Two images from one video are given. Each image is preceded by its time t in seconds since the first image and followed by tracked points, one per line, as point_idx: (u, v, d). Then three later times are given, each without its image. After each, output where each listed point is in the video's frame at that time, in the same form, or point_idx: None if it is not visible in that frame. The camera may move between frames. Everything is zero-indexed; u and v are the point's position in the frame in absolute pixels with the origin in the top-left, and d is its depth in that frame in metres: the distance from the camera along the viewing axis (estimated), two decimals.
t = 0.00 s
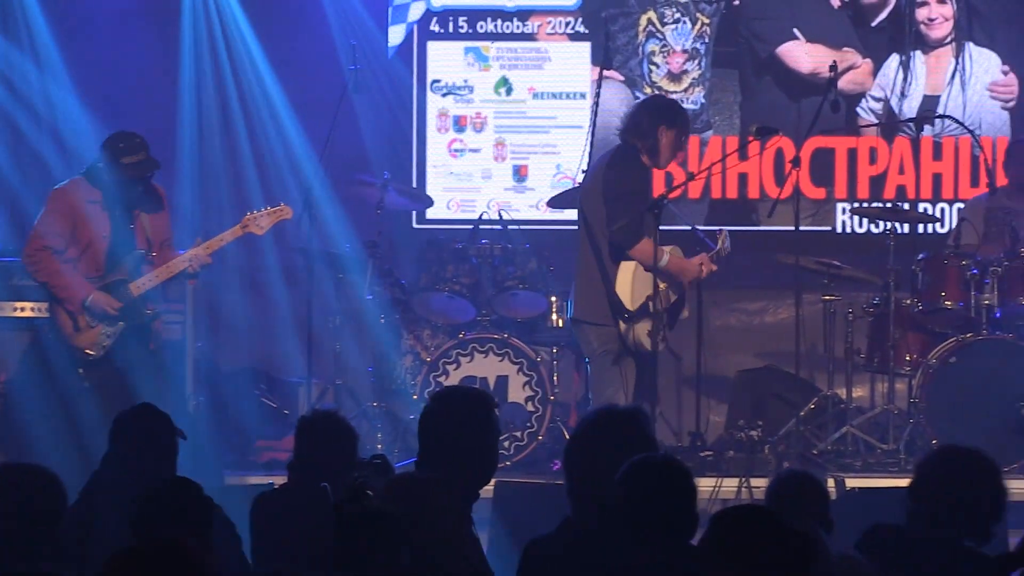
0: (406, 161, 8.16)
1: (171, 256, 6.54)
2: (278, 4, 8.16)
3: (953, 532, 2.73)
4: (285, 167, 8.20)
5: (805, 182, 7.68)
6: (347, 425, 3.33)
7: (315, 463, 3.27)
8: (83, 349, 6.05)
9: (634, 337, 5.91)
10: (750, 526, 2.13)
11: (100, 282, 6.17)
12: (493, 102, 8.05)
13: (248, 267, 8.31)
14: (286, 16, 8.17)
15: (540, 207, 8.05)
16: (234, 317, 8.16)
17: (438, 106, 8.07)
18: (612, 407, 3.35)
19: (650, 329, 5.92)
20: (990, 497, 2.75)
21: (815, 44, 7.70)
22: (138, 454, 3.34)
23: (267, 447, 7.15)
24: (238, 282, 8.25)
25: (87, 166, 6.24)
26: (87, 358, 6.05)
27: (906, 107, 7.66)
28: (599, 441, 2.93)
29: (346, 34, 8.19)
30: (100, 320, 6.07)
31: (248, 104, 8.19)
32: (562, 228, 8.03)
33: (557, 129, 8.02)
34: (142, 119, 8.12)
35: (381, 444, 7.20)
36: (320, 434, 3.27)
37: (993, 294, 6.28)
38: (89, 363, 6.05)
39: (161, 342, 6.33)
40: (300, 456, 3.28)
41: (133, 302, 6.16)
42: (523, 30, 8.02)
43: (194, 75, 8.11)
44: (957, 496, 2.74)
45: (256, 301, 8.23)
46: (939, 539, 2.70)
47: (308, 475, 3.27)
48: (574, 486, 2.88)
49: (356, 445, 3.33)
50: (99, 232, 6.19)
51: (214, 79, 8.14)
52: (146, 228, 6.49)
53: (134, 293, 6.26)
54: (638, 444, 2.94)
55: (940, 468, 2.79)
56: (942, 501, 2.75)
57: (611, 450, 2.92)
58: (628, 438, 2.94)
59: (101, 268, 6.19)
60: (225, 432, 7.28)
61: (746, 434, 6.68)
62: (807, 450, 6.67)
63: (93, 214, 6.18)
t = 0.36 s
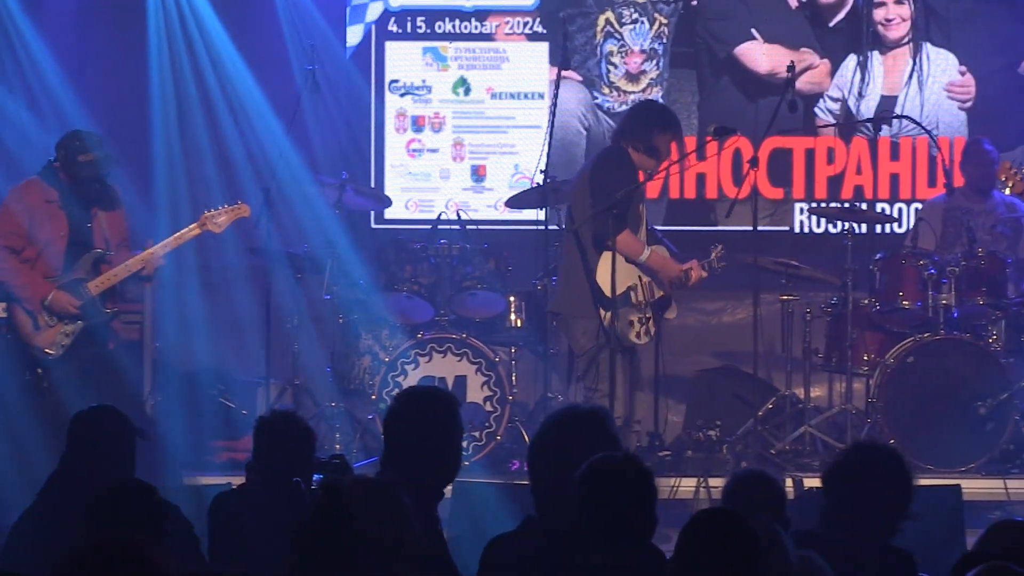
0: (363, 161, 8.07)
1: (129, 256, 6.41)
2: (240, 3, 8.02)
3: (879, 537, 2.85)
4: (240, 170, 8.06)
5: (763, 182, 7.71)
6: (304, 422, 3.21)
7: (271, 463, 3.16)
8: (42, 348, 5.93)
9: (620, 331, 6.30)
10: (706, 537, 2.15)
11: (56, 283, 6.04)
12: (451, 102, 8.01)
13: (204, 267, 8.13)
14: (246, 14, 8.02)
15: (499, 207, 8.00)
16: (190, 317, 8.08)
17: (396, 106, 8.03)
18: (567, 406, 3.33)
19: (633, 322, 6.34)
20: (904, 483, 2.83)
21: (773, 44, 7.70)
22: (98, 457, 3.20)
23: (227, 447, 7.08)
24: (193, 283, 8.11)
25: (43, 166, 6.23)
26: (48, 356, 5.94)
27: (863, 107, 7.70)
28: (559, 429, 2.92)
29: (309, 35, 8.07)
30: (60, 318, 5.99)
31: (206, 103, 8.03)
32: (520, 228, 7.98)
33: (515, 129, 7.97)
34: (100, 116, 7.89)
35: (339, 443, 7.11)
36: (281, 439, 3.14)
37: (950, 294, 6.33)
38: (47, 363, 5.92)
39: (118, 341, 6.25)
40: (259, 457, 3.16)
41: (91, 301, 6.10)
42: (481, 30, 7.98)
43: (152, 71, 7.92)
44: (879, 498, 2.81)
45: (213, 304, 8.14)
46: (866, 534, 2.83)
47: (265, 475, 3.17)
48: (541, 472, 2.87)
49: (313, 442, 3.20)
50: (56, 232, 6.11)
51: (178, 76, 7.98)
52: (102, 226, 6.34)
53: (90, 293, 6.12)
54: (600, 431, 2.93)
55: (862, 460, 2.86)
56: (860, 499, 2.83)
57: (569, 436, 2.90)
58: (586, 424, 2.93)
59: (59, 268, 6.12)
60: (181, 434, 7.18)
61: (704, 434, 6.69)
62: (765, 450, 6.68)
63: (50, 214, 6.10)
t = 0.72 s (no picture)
0: (327, 162, 7.99)
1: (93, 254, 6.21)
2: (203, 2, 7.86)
3: (837, 537, 2.88)
4: (200, 172, 7.95)
5: (727, 182, 7.72)
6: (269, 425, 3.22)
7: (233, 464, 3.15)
8: (6, 348, 5.89)
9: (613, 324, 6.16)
10: (680, 539, 2.12)
11: (21, 282, 5.98)
12: (416, 102, 7.95)
13: (165, 267, 8.01)
14: (211, 14, 7.88)
15: (463, 207, 7.95)
16: (149, 319, 7.93)
17: (361, 106, 7.97)
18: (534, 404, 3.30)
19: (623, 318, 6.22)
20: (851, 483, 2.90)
21: (738, 45, 7.71)
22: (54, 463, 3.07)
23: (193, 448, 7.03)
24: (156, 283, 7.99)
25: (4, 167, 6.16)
26: (12, 357, 5.89)
27: (827, 107, 7.70)
28: (520, 434, 2.87)
29: (276, 36, 7.96)
30: (25, 317, 5.92)
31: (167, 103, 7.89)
32: (485, 227, 7.92)
33: (480, 129, 7.92)
34: (58, 114, 7.69)
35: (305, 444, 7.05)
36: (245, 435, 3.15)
37: (915, 294, 6.41)
38: (12, 362, 5.90)
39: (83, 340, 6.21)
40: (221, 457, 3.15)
41: (56, 300, 5.97)
42: (446, 29, 7.93)
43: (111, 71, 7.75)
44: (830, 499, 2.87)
45: (173, 304, 8.00)
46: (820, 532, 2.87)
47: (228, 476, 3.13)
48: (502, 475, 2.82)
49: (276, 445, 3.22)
50: (19, 231, 6.09)
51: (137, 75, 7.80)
52: (67, 223, 6.19)
53: (55, 292, 5.97)
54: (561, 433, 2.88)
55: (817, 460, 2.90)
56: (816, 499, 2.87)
57: (531, 439, 2.85)
58: (549, 427, 2.88)
59: (23, 266, 6.09)
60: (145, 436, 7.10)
61: (669, 434, 6.69)
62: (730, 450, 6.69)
63: (13, 214, 6.10)
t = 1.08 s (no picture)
0: (297, 162, 7.94)
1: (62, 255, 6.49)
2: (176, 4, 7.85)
3: (822, 540, 2.83)
4: (170, 172, 7.94)
5: (697, 181, 7.73)
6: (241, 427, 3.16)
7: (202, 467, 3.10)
8: None
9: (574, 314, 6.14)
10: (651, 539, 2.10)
11: None
12: (386, 102, 7.90)
13: (135, 267, 7.97)
14: (180, 15, 7.86)
15: (433, 207, 7.91)
16: (119, 319, 7.91)
17: (331, 106, 7.91)
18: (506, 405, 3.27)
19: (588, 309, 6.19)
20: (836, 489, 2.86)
21: (707, 45, 7.71)
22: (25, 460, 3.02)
23: (161, 448, 6.97)
24: (126, 283, 7.95)
25: None
26: None
27: (797, 107, 7.71)
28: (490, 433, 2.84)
29: (247, 36, 7.90)
30: None
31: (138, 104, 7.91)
32: (456, 227, 7.88)
33: (450, 129, 7.88)
34: (30, 113, 7.73)
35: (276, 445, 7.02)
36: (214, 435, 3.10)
37: (885, 293, 6.41)
38: None
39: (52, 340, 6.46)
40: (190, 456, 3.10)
41: (24, 301, 6.21)
42: (416, 29, 7.88)
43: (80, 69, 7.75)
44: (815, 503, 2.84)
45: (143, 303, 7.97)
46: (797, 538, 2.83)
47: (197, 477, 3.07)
48: (470, 473, 2.80)
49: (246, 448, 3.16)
50: None
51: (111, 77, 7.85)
52: (34, 226, 6.48)
53: (23, 294, 6.20)
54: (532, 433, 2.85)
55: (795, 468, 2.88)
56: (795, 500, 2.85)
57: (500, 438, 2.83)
58: (520, 429, 2.85)
59: None
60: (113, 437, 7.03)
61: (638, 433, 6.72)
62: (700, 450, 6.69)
63: None
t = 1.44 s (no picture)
0: (275, 162, 7.91)
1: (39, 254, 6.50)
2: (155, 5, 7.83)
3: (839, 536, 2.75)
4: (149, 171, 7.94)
5: (676, 181, 7.73)
6: (218, 426, 3.06)
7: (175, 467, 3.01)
8: None
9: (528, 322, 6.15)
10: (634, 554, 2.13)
11: None
12: (363, 102, 7.85)
13: (114, 266, 7.95)
14: (161, 15, 7.84)
15: (411, 207, 7.87)
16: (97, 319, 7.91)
17: (309, 106, 7.86)
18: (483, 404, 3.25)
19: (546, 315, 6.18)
20: (854, 487, 2.77)
21: (685, 45, 7.71)
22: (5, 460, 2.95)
23: (138, 448, 6.91)
24: (103, 283, 7.93)
25: None
26: None
27: (774, 107, 7.72)
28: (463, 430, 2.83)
29: (226, 36, 7.88)
30: None
31: (115, 102, 7.89)
32: (433, 227, 7.85)
33: (427, 129, 7.84)
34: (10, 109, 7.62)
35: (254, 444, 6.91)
36: (190, 438, 2.99)
37: (862, 293, 6.43)
38: None
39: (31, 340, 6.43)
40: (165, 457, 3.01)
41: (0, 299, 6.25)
42: (393, 29, 7.84)
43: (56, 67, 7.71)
44: (828, 505, 2.75)
45: (121, 302, 7.93)
46: (808, 546, 2.76)
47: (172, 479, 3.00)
48: (444, 472, 2.78)
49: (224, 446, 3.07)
50: None
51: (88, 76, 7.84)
52: (11, 225, 6.51)
53: None
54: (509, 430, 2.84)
55: (796, 468, 2.81)
56: (802, 504, 2.77)
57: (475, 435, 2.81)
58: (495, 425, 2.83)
59: None
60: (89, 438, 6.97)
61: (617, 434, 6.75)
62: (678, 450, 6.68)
63: None
